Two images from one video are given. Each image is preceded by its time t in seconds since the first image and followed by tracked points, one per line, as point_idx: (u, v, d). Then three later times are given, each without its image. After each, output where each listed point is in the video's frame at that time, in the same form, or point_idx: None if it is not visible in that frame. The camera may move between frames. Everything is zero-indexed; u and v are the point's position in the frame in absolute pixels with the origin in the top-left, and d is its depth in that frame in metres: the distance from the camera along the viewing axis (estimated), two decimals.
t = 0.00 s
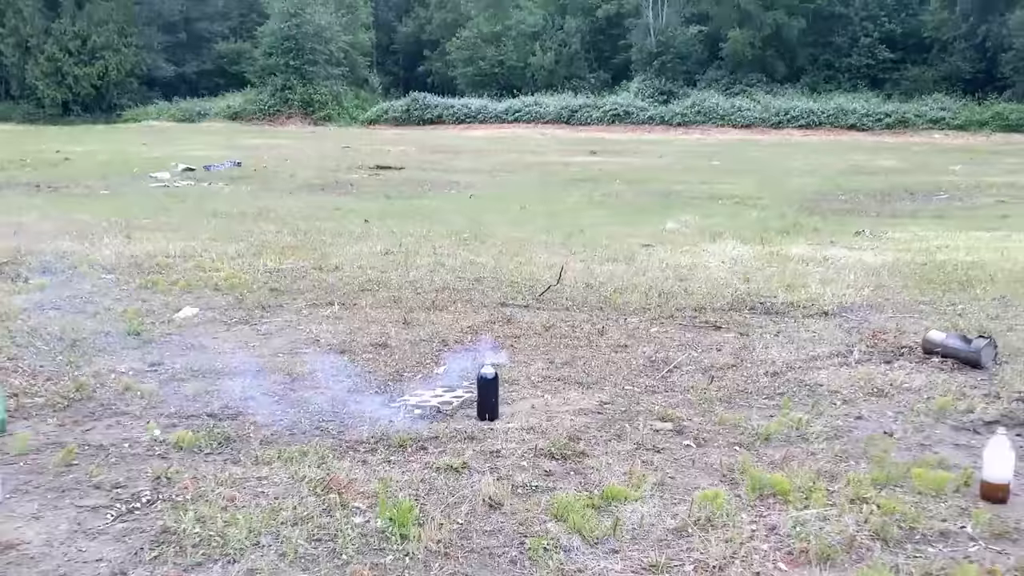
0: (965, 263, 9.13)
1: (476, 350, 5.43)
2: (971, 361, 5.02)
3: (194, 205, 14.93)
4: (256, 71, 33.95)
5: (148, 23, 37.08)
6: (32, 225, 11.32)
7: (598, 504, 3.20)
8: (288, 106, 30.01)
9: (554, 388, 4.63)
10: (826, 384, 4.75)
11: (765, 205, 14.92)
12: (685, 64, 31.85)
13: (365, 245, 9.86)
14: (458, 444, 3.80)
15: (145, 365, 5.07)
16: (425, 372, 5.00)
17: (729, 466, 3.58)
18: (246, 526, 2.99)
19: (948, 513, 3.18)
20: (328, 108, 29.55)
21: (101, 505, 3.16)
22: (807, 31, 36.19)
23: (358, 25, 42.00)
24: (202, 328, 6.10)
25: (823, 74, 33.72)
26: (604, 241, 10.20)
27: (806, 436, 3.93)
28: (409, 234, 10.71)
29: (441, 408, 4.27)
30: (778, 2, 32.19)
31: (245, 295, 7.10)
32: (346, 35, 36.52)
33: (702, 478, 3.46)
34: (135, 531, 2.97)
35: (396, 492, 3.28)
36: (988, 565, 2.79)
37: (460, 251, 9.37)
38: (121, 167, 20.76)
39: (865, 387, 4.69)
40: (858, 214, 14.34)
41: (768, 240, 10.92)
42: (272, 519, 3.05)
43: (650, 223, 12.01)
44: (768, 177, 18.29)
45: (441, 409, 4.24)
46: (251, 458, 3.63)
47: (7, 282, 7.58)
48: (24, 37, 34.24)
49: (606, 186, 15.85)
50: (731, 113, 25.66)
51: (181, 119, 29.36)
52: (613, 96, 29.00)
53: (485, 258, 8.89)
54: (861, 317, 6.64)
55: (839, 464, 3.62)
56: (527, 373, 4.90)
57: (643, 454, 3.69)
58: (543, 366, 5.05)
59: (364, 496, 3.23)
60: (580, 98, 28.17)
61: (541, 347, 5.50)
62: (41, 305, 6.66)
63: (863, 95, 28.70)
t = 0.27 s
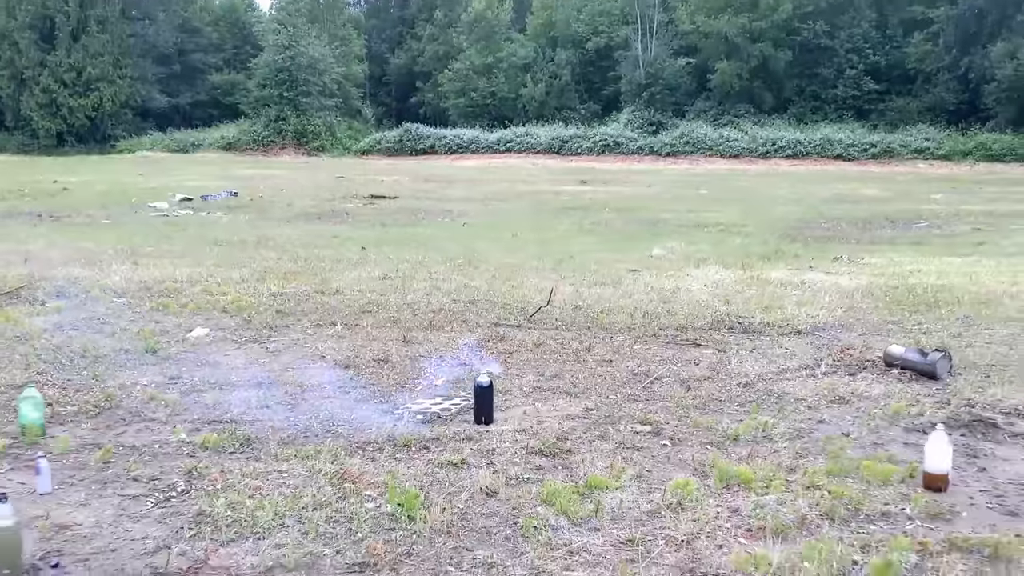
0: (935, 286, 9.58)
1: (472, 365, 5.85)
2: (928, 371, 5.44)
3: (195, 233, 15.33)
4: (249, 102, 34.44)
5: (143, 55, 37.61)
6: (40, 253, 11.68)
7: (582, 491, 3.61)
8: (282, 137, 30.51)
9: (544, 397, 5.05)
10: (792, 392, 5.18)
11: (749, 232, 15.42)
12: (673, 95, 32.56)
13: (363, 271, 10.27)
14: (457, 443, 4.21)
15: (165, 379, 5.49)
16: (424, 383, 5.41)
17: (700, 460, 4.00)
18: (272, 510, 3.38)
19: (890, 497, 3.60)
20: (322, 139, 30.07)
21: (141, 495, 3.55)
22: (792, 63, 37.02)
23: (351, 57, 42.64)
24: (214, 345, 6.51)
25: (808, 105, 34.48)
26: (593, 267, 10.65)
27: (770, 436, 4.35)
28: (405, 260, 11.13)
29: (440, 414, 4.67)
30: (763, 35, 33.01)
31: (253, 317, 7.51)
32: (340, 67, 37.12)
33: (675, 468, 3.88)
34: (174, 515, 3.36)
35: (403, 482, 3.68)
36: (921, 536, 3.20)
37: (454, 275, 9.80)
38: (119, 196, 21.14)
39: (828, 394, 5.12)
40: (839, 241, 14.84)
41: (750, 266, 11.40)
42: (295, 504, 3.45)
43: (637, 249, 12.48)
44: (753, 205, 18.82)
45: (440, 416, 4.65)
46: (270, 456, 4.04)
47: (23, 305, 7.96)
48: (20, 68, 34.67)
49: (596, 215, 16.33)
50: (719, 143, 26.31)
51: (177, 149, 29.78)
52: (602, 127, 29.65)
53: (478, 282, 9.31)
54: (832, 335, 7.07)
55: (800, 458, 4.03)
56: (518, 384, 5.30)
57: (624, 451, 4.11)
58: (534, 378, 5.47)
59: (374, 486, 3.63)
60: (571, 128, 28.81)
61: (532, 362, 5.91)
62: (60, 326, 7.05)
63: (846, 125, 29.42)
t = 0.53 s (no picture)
0: (910, 300, 10.01)
1: (469, 372, 6.25)
2: (893, 376, 5.85)
3: (195, 252, 15.70)
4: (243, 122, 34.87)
5: (137, 76, 38.00)
6: (46, 271, 12.01)
7: (572, 480, 4.00)
8: (275, 158, 30.93)
9: (537, 400, 5.44)
10: (767, 395, 5.59)
11: (734, 251, 15.88)
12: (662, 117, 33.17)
13: (362, 287, 10.67)
14: (458, 439, 4.60)
15: (182, 386, 5.89)
16: (425, 389, 5.81)
17: (679, 453, 4.40)
18: (293, 495, 3.77)
19: (848, 483, 4.00)
20: (315, 159, 30.50)
21: (173, 484, 3.93)
22: (778, 84, 37.72)
23: (344, 78, 43.14)
24: (225, 355, 6.90)
25: (795, 126, 35.14)
26: (582, 283, 11.06)
27: (744, 433, 4.75)
28: (401, 277, 11.52)
29: (441, 416, 5.06)
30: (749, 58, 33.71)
31: (259, 330, 7.89)
32: (332, 88, 37.61)
33: (656, 460, 4.28)
34: (206, 500, 3.74)
35: (410, 473, 4.07)
36: (872, 514, 3.59)
37: (449, 291, 10.20)
38: (118, 217, 21.50)
39: (800, 397, 5.54)
40: (822, 259, 15.31)
41: (734, 282, 11.82)
42: (313, 491, 3.83)
43: (625, 267, 12.90)
44: (739, 225, 19.31)
45: (442, 417, 5.04)
46: (288, 452, 4.44)
47: (38, 319, 8.33)
48: (15, 90, 35.02)
49: (586, 234, 16.78)
50: (707, 164, 26.84)
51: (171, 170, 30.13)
52: (592, 148, 30.20)
53: (473, 298, 9.71)
54: (809, 345, 7.48)
55: (770, 451, 4.43)
56: (513, 389, 5.70)
57: (610, 445, 4.51)
58: (527, 384, 5.86)
59: (384, 476, 4.02)
60: (562, 149, 29.35)
61: (525, 370, 6.31)
62: (77, 339, 7.42)
63: (831, 146, 30.04)
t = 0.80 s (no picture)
0: (890, 311, 10.41)
1: (468, 378, 6.61)
2: (867, 381, 6.22)
3: (195, 265, 16.02)
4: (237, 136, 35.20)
5: (133, 91, 38.36)
6: (54, 284, 12.35)
7: (567, 473, 4.36)
8: (270, 172, 31.26)
9: (535, 403, 5.80)
10: (749, 399, 5.96)
11: (723, 264, 16.28)
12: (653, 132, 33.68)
13: (362, 299, 11.01)
14: (460, 439, 4.96)
15: (197, 391, 6.24)
16: (426, 393, 6.16)
17: (666, 450, 4.76)
18: (312, 487, 4.12)
19: (820, 475, 4.36)
20: (310, 174, 30.86)
21: (200, 478, 4.29)
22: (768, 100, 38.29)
23: (338, 93, 43.56)
24: (235, 363, 7.26)
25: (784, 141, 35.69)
26: (575, 295, 11.44)
27: (726, 432, 5.12)
28: (399, 289, 11.86)
29: (445, 420, 5.40)
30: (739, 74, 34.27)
31: (266, 340, 8.23)
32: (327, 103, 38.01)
33: (644, 456, 4.65)
34: (232, 492, 4.10)
35: (417, 467, 4.42)
36: (839, 502, 3.95)
37: (447, 303, 10.55)
38: (117, 230, 21.80)
39: (779, 400, 5.91)
40: (808, 272, 15.72)
41: (722, 294, 12.23)
42: (329, 485, 4.17)
43: (616, 280, 13.30)
44: (728, 238, 19.73)
45: (446, 421, 5.37)
46: (302, 450, 4.80)
47: (52, 329, 8.67)
48: (10, 104, 35.28)
49: (578, 247, 17.18)
50: (699, 178, 27.30)
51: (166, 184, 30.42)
52: (585, 162, 30.65)
53: (470, 309, 10.07)
54: (791, 353, 7.86)
55: (750, 448, 4.79)
56: (509, 394, 6.06)
57: (601, 443, 4.88)
58: (524, 389, 6.22)
59: (393, 472, 4.36)
60: (555, 163, 29.78)
61: (521, 376, 6.66)
62: (93, 348, 7.77)
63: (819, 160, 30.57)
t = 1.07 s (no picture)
0: (875, 316, 10.75)
1: (468, 378, 6.93)
2: (847, 381, 6.54)
3: (197, 273, 16.30)
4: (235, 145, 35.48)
5: (130, 101, 38.64)
6: (60, 291, 12.63)
7: (562, 464, 4.68)
8: (267, 180, 31.56)
9: (532, 402, 6.12)
10: (735, 398, 6.28)
11: (715, 271, 16.61)
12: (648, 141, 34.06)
13: (362, 305, 11.32)
14: (462, 434, 5.28)
15: (210, 391, 6.56)
16: (428, 393, 6.48)
17: (655, 443, 5.08)
18: (324, 477, 4.43)
19: (797, 466, 4.68)
20: (307, 182, 31.16)
21: (220, 469, 4.61)
22: (761, 109, 38.73)
23: (334, 101, 43.84)
24: (244, 366, 7.57)
25: (777, 149, 36.11)
26: (570, 301, 11.75)
27: (711, 427, 5.45)
28: (398, 296, 12.16)
29: (447, 417, 5.72)
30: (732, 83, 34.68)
31: (271, 344, 8.53)
32: (323, 112, 38.32)
33: (634, 449, 4.97)
34: (250, 482, 4.41)
35: (422, 459, 4.73)
36: (813, 489, 4.27)
37: (445, 308, 10.87)
38: (117, 239, 22.08)
39: (763, 399, 6.22)
40: (798, 279, 16.05)
41: (712, 300, 12.56)
42: (340, 475, 4.48)
43: (609, 286, 13.63)
44: (721, 246, 20.07)
45: (447, 418, 5.69)
46: (313, 445, 5.11)
47: (64, 335, 8.97)
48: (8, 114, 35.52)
49: (573, 255, 17.51)
50: (693, 187, 27.66)
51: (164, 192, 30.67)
52: (580, 171, 31.01)
53: (468, 314, 10.38)
54: (777, 355, 8.19)
55: (733, 442, 5.12)
56: (507, 393, 6.38)
57: (593, 438, 5.20)
58: (521, 389, 6.54)
59: (400, 463, 4.67)
60: (550, 172, 30.14)
61: (518, 377, 6.97)
62: (106, 352, 8.08)
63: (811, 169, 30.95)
